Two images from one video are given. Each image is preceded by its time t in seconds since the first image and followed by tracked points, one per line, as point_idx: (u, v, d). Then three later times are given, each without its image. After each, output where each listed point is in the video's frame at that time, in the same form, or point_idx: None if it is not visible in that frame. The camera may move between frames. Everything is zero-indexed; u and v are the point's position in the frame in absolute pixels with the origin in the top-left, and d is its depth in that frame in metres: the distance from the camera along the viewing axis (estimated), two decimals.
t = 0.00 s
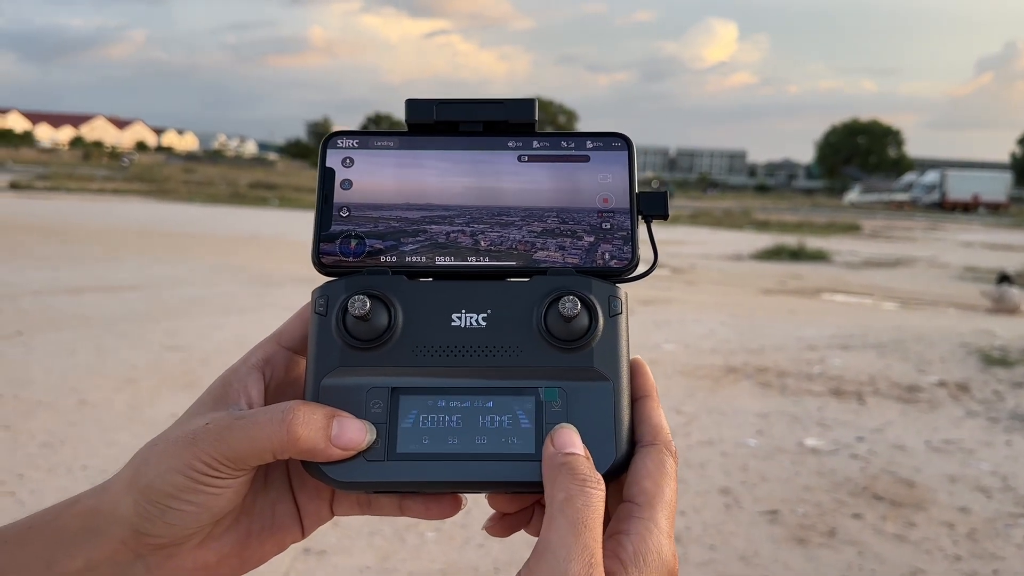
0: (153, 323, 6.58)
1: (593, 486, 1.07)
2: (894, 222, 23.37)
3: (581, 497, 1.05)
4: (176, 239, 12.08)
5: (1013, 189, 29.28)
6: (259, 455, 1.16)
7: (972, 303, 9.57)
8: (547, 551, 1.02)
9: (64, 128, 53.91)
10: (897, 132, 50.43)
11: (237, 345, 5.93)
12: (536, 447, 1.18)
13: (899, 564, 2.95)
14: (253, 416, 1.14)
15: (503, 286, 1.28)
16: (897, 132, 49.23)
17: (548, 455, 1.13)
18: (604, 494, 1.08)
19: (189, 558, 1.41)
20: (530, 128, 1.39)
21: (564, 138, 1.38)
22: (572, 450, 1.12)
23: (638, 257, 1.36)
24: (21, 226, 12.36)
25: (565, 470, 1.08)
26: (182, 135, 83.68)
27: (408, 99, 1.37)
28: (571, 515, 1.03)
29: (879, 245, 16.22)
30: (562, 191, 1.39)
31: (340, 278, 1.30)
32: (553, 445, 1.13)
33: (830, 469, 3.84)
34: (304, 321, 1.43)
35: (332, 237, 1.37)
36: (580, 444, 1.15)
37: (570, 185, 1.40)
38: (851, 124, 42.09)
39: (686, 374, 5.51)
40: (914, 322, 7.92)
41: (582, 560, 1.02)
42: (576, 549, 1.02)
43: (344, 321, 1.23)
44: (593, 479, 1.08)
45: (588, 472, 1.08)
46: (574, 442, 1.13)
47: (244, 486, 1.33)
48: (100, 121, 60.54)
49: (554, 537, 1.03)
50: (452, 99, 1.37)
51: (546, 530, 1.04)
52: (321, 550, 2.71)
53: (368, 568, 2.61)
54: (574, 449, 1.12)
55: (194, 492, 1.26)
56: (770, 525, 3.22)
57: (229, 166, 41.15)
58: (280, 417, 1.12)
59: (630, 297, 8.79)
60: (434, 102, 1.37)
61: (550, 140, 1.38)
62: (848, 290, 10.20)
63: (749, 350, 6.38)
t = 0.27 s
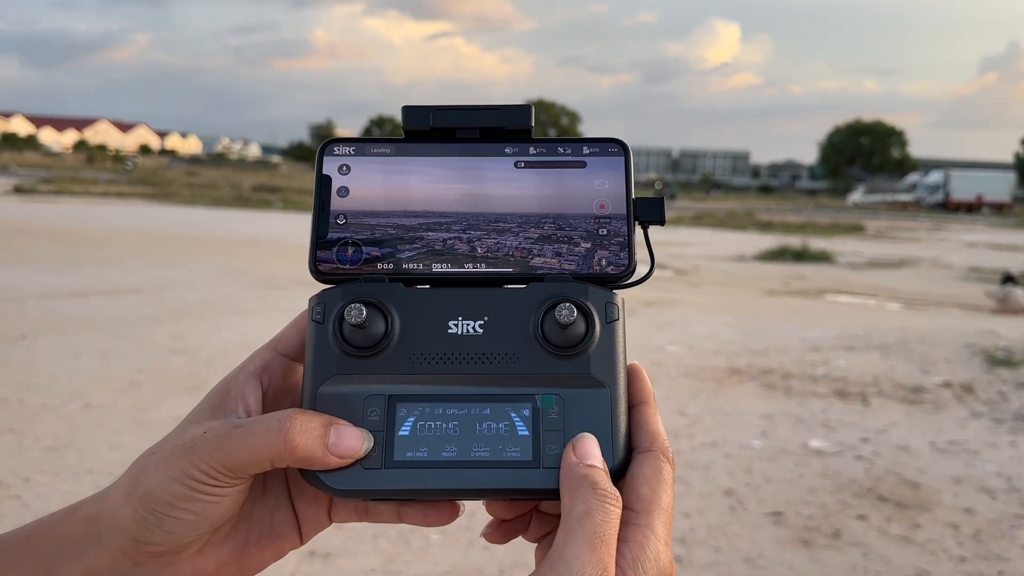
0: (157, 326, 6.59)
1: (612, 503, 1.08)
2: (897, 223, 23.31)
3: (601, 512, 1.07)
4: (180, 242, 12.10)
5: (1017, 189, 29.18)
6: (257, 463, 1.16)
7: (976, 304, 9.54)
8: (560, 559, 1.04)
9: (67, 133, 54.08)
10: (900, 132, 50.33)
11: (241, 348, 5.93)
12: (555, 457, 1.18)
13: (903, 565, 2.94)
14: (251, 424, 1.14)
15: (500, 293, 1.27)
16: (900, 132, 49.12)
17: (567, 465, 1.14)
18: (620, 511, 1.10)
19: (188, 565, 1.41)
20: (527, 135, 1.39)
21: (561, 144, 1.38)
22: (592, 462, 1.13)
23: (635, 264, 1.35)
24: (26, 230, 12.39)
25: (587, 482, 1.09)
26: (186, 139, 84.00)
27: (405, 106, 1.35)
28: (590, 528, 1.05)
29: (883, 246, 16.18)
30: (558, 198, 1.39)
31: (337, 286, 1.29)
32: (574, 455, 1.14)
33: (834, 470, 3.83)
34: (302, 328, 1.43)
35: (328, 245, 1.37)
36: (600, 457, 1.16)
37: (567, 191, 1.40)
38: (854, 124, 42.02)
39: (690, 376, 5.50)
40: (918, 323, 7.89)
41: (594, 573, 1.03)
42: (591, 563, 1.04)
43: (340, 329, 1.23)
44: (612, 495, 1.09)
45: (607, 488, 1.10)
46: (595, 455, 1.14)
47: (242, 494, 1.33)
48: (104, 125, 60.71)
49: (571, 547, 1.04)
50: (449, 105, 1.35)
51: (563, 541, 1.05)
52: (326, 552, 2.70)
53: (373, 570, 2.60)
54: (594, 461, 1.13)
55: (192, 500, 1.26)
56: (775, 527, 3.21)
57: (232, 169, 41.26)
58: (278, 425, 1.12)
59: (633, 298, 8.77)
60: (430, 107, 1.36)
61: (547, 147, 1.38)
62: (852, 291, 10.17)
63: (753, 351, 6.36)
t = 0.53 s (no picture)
0: (161, 330, 6.61)
1: (620, 516, 1.09)
2: (901, 223, 23.27)
3: (610, 524, 1.08)
4: (184, 246, 12.13)
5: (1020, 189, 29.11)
6: (252, 464, 1.16)
7: (980, 304, 9.52)
8: (565, 566, 1.05)
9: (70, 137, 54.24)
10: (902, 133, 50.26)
11: (245, 352, 5.94)
12: (572, 465, 1.18)
13: (907, 567, 2.93)
14: (247, 426, 1.15)
15: (496, 295, 1.28)
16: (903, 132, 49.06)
17: (582, 471, 1.14)
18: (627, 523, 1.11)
19: (185, 566, 1.41)
20: (525, 135, 1.40)
21: (558, 146, 1.38)
22: (607, 472, 1.13)
23: (633, 265, 1.36)
24: (31, 234, 12.44)
25: (600, 492, 1.10)
26: (188, 143, 84.23)
27: (402, 107, 1.36)
28: (598, 539, 1.06)
29: (886, 247, 16.15)
30: (555, 199, 1.39)
31: (334, 287, 1.30)
32: (590, 463, 1.14)
33: (838, 472, 3.82)
34: (298, 330, 1.43)
35: (326, 246, 1.37)
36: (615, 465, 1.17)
37: (564, 192, 1.40)
38: (857, 126, 41.98)
39: (693, 378, 5.49)
40: (921, 324, 7.88)
41: None
42: (595, 571, 1.06)
43: (337, 331, 1.24)
44: (621, 507, 1.10)
45: (617, 501, 1.10)
46: (610, 464, 1.15)
47: (239, 495, 1.34)
48: (107, 129, 60.91)
49: (578, 555, 1.06)
50: (446, 106, 1.36)
51: (570, 547, 1.07)
52: (330, 555, 2.71)
53: (377, 573, 2.60)
54: (609, 471, 1.14)
55: (188, 502, 1.26)
56: (779, 529, 3.20)
57: (235, 172, 41.37)
58: (273, 427, 1.13)
59: (636, 300, 8.77)
60: (427, 108, 1.37)
61: (544, 148, 1.38)
62: (855, 292, 10.16)
63: (756, 353, 6.36)
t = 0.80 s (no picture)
0: (164, 334, 6.62)
1: (620, 516, 1.09)
2: (903, 224, 23.25)
3: (610, 524, 1.08)
4: (186, 249, 12.15)
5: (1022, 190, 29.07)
6: (248, 468, 1.16)
7: (982, 305, 9.50)
8: (566, 567, 1.05)
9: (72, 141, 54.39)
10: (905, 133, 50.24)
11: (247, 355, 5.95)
12: (572, 466, 1.18)
13: (910, 568, 2.93)
14: (243, 430, 1.15)
15: (493, 295, 1.28)
16: (904, 133, 49.03)
17: (581, 472, 1.14)
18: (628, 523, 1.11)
19: (184, 570, 1.42)
20: (521, 132, 1.40)
21: (554, 142, 1.38)
22: (607, 472, 1.13)
23: (630, 261, 1.35)
24: (33, 238, 12.46)
25: (599, 493, 1.10)
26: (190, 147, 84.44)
27: (396, 104, 1.36)
28: (598, 539, 1.06)
29: (888, 248, 16.13)
30: (552, 196, 1.39)
31: (330, 288, 1.30)
32: (589, 463, 1.14)
33: (840, 473, 3.82)
34: (295, 331, 1.43)
35: (322, 246, 1.38)
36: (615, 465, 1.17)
37: (561, 189, 1.40)
38: (858, 126, 41.95)
39: (695, 379, 5.49)
40: (923, 325, 7.87)
41: None
42: (596, 572, 1.06)
43: (333, 333, 1.24)
44: (622, 507, 1.10)
45: (617, 501, 1.10)
46: (610, 464, 1.15)
47: (236, 498, 1.34)
48: (108, 133, 61.13)
49: (578, 556, 1.06)
50: (441, 103, 1.36)
51: (571, 548, 1.07)
52: (332, 558, 2.70)
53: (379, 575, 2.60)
54: (608, 471, 1.14)
55: (185, 505, 1.27)
56: (781, 530, 3.20)
57: (237, 175, 41.45)
58: (269, 430, 1.13)
59: (637, 302, 8.78)
60: (422, 106, 1.37)
61: (540, 144, 1.38)
62: (857, 293, 10.15)
63: (758, 354, 6.35)
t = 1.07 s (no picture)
0: (164, 336, 6.63)
1: (625, 523, 1.10)
2: (904, 226, 23.24)
3: (615, 531, 1.08)
4: (187, 252, 12.16)
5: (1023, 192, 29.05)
6: (252, 476, 1.17)
7: (983, 307, 9.50)
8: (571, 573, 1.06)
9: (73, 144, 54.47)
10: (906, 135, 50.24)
11: (247, 357, 5.95)
12: (577, 473, 1.18)
13: (912, 571, 2.92)
14: (247, 438, 1.16)
15: (497, 301, 1.28)
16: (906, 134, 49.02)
17: (587, 478, 1.15)
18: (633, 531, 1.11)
19: None
20: (524, 138, 1.40)
21: (558, 148, 1.38)
22: (612, 479, 1.14)
23: (634, 268, 1.36)
24: (34, 241, 12.47)
25: (605, 499, 1.10)
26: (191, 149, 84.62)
27: (399, 112, 1.37)
28: (604, 546, 1.07)
29: (889, 250, 16.13)
30: (555, 203, 1.40)
31: (335, 295, 1.30)
32: (595, 470, 1.15)
33: (842, 475, 3.82)
34: (299, 337, 1.44)
35: (326, 253, 1.38)
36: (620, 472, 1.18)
37: (565, 196, 1.40)
38: (858, 128, 41.97)
39: (696, 382, 5.49)
40: (924, 327, 7.86)
41: None
42: None
43: (337, 340, 1.24)
44: (627, 514, 1.11)
45: (623, 508, 1.11)
46: (616, 471, 1.16)
47: (240, 505, 1.34)
48: (109, 135, 61.24)
49: (584, 563, 1.06)
50: (444, 110, 1.37)
51: (576, 554, 1.07)
52: (333, 561, 2.70)
53: None
54: (614, 478, 1.14)
55: (190, 513, 1.27)
56: (782, 533, 3.20)
57: (238, 178, 41.51)
58: (273, 438, 1.13)
59: (638, 304, 8.78)
60: (425, 113, 1.37)
61: (544, 151, 1.39)
62: (858, 295, 10.15)
63: (759, 356, 6.36)
